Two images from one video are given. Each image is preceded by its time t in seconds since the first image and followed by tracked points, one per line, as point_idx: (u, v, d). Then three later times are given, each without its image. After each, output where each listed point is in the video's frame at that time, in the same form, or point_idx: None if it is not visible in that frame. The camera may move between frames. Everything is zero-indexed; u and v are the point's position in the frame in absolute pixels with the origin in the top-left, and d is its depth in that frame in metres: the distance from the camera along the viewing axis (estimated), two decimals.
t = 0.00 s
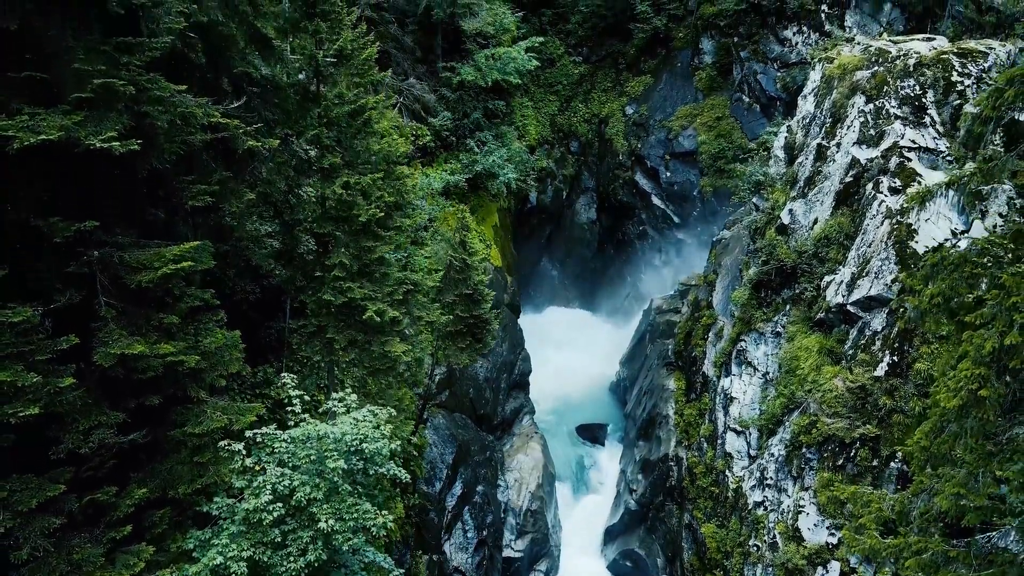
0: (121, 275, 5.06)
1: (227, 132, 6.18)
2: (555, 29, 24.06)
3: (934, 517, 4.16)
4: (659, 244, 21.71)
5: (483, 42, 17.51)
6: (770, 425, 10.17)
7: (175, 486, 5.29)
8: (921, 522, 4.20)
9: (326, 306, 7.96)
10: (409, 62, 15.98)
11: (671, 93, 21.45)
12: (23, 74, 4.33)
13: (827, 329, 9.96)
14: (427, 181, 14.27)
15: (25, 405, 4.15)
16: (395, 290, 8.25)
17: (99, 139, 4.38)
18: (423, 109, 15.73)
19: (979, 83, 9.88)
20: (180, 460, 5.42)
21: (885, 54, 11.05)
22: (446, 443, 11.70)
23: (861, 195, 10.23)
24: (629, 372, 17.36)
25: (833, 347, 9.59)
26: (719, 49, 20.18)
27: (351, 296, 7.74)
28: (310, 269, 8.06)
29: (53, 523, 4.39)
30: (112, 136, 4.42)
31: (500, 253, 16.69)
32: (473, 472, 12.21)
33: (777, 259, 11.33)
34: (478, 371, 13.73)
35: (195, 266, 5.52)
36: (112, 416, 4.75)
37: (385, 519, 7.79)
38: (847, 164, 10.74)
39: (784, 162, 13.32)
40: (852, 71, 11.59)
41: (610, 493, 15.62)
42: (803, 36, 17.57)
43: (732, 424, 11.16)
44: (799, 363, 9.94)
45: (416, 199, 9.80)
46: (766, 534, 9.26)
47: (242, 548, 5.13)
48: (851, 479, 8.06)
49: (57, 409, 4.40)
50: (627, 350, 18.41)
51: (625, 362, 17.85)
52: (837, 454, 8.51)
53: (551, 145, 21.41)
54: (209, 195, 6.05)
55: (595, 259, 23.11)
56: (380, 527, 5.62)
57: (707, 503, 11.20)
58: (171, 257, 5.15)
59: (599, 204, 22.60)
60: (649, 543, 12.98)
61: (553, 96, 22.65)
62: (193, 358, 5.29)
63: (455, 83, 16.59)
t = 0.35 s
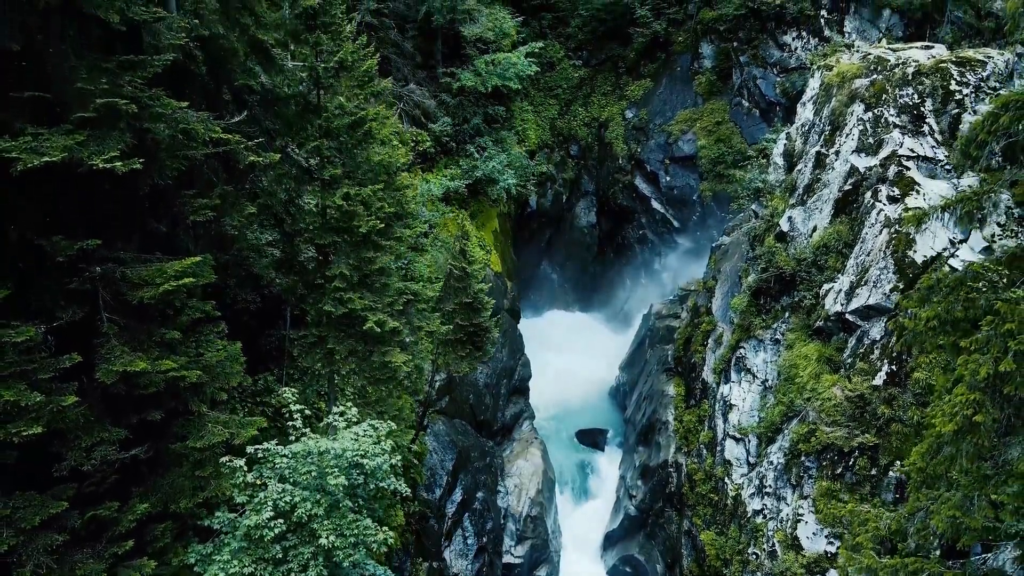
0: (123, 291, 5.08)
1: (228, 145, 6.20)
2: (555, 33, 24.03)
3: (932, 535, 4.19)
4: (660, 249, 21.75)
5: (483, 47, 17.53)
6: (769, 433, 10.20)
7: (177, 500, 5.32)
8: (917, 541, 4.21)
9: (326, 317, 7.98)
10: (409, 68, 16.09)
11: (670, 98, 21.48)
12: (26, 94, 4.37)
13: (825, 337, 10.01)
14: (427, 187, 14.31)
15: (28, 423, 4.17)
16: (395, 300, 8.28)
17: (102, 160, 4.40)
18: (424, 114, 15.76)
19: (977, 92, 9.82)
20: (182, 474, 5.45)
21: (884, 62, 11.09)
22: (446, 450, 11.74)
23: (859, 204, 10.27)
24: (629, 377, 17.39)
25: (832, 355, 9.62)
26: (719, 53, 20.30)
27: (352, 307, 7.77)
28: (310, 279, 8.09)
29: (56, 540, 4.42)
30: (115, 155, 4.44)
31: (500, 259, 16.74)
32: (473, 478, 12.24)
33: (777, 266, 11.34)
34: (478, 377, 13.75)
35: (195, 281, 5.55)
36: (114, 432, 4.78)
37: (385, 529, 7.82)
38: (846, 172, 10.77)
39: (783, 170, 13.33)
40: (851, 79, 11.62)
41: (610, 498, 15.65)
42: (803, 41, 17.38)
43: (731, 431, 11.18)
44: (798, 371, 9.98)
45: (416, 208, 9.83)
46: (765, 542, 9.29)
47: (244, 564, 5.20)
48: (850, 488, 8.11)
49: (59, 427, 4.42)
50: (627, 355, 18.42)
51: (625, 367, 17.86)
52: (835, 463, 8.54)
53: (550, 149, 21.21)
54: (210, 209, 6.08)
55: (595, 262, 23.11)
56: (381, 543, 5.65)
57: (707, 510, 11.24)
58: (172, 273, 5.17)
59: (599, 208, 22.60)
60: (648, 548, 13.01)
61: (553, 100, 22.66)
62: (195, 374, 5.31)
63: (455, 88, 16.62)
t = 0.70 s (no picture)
0: (125, 307, 5.12)
1: (229, 160, 6.23)
2: (555, 37, 24.02)
3: (929, 553, 4.22)
4: (659, 253, 21.79)
5: (483, 53, 17.57)
6: (768, 441, 10.22)
7: (179, 514, 5.34)
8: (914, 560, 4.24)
9: (326, 327, 8.00)
10: (409, 73, 16.14)
11: (670, 102, 21.50)
12: (28, 115, 4.42)
13: (824, 345, 10.03)
14: (427, 193, 14.34)
15: (30, 442, 4.21)
16: (395, 310, 8.32)
17: (104, 180, 4.44)
18: (424, 120, 15.80)
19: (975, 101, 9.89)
20: (183, 488, 5.47)
21: (882, 71, 11.15)
22: (446, 456, 11.77)
23: (858, 212, 10.30)
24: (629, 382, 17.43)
25: (831, 363, 9.67)
26: (719, 58, 20.34)
27: (353, 318, 7.81)
28: (311, 290, 8.12)
29: (58, 557, 4.44)
30: (117, 176, 4.47)
31: (500, 264, 16.82)
32: (473, 484, 12.27)
33: (776, 274, 11.36)
34: (478, 383, 13.77)
35: (197, 296, 5.60)
36: (116, 448, 4.81)
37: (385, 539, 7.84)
38: (845, 180, 10.80)
39: (782, 177, 13.35)
40: (850, 87, 11.67)
41: (610, 503, 15.67)
42: (802, 46, 17.91)
43: (730, 438, 11.22)
44: (796, 379, 10.01)
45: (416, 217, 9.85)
46: (764, 550, 9.33)
47: None
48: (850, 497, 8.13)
49: (61, 445, 4.46)
50: (627, 360, 18.43)
51: (625, 372, 17.87)
52: (834, 471, 8.58)
53: (550, 153, 21.19)
54: (212, 224, 6.12)
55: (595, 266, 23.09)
56: (382, 559, 5.71)
57: (706, 517, 11.28)
58: (174, 289, 5.20)
59: (599, 211, 22.50)
60: (648, 554, 13.04)
61: (553, 104, 22.66)
62: (196, 389, 5.35)
63: (455, 94, 16.66)
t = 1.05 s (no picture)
0: (127, 324, 5.15)
1: (230, 174, 6.26)
2: (555, 41, 24.03)
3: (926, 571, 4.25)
4: (659, 257, 21.79)
5: (484, 58, 17.60)
6: (767, 449, 10.26)
7: (181, 528, 5.38)
8: None
9: (326, 338, 8.03)
10: (410, 79, 16.27)
11: (669, 106, 21.50)
12: (31, 136, 4.47)
13: (823, 353, 10.06)
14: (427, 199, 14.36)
15: (33, 462, 4.24)
16: (395, 321, 8.36)
17: (107, 201, 4.46)
18: (424, 126, 15.83)
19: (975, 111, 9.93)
20: (185, 502, 5.50)
21: (881, 79, 11.20)
22: (446, 463, 11.80)
23: (857, 220, 10.33)
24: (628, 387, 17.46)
25: (830, 372, 9.70)
26: (719, 63, 20.28)
27: (354, 329, 7.85)
28: (312, 300, 8.13)
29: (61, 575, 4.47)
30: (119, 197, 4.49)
31: (501, 269, 16.87)
32: (473, 491, 12.30)
33: (775, 282, 11.40)
34: (478, 389, 13.79)
35: (199, 312, 5.63)
36: (119, 465, 4.84)
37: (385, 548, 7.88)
38: (843, 189, 10.84)
39: (781, 184, 13.36)
40: (849, 95, 11.72)
41: (610, 509, 15.69)
42: (801, 52, 18.09)
43: (729, 445, 11.25)
44: (795, 387, 10.04)
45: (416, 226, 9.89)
46: (763, 559, 9.36)
47: None
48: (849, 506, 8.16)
49: (64, 464, 4.48)
50: (627, 364, 18.46)
51: (625, 377, 17.88)
52: (833, 480, 8.62)
53: (550, 157, 21.33)
54: (213, 239, 6.15)
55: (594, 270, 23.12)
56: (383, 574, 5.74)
57: (705, 524, 11.32)
58: (176, 306, 5.24)
59: (599, 215, 22.52)
60: (648, 561, 13.07)
61: (553, 108, 22.68)
62: (198, 404, 5.38)
63: (455, 99, 16.69)
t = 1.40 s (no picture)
0: (129, 339, 5.18)
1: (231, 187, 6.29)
2: (554, 44, 24.04)
3: None
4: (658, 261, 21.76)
5: (484, 63, 17.63)
6: (766, 456, 10.28)
7: (182, 542, 5.41)
8: None
9: (327, 348, 8.06)
10: (410, 84, 16.33)
11: (669, 110, 21.48)
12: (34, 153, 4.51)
13: (822, 361, 10.07)
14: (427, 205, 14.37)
15: (36, 479, 4.27)
16: (396, 330, 8.32)
17: (109, 219, 4.49)
18: (424, 131, 15.86)
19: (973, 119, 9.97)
20: (186, 516, 5.52)
21: (880, 87, 11.24)
22: (446, 469, 11.82)
23: (857, 228, 10.35)
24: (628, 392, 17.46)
25: (829, 380, 9.72)
26: (719, 67, 20.27)
27: (354, 339, 7.87)
28: (313, 309, 8.08)
29: None
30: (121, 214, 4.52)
31: (500, 274, 16.93)
32: (473, 497, 12.33)
33: (774, 288, 11.42)
34: (478, 395, 13.81)
35: (201, 327, 5.67)
36: (121, 480, 4.87)
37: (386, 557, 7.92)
38: (842, 197, 10.86)
39: (781, 191, 13.38)
40: (848, 102, 11.75)
41: (610, 514, 15.69)
42: (801, 56, 18.18)
43: (729, 452, 11.27)
44: (795, 395, 10.06)
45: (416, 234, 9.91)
46: (762, 566, 9.39)
47: None
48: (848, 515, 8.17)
49: (67, 480, 4.51)
50: (627, 369, 18.45)
51: (625, 381, 17.88)
52: (832, 488, 8.62)
53: (550, 160, 21.34)
54: (214, 252, 6.18)
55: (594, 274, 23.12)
56: None
57: (705, 531, 11.36)
58: (177, 321, 5.26)
59: (599, 218, 22.61)
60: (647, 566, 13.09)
61: (553, 111, 22.69)
62: (199, 418, 5.40)
63: (455, 104, 16.72)
